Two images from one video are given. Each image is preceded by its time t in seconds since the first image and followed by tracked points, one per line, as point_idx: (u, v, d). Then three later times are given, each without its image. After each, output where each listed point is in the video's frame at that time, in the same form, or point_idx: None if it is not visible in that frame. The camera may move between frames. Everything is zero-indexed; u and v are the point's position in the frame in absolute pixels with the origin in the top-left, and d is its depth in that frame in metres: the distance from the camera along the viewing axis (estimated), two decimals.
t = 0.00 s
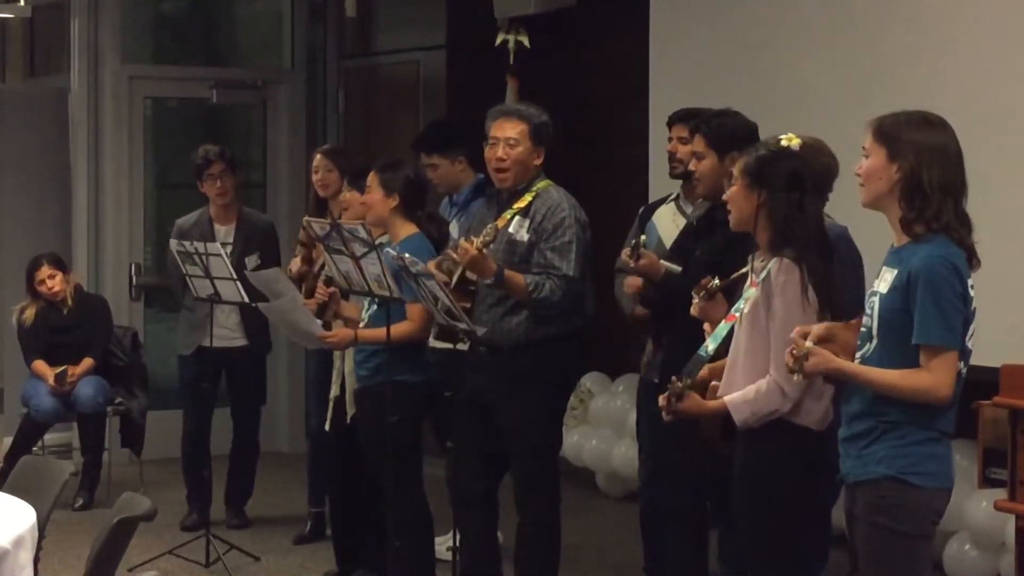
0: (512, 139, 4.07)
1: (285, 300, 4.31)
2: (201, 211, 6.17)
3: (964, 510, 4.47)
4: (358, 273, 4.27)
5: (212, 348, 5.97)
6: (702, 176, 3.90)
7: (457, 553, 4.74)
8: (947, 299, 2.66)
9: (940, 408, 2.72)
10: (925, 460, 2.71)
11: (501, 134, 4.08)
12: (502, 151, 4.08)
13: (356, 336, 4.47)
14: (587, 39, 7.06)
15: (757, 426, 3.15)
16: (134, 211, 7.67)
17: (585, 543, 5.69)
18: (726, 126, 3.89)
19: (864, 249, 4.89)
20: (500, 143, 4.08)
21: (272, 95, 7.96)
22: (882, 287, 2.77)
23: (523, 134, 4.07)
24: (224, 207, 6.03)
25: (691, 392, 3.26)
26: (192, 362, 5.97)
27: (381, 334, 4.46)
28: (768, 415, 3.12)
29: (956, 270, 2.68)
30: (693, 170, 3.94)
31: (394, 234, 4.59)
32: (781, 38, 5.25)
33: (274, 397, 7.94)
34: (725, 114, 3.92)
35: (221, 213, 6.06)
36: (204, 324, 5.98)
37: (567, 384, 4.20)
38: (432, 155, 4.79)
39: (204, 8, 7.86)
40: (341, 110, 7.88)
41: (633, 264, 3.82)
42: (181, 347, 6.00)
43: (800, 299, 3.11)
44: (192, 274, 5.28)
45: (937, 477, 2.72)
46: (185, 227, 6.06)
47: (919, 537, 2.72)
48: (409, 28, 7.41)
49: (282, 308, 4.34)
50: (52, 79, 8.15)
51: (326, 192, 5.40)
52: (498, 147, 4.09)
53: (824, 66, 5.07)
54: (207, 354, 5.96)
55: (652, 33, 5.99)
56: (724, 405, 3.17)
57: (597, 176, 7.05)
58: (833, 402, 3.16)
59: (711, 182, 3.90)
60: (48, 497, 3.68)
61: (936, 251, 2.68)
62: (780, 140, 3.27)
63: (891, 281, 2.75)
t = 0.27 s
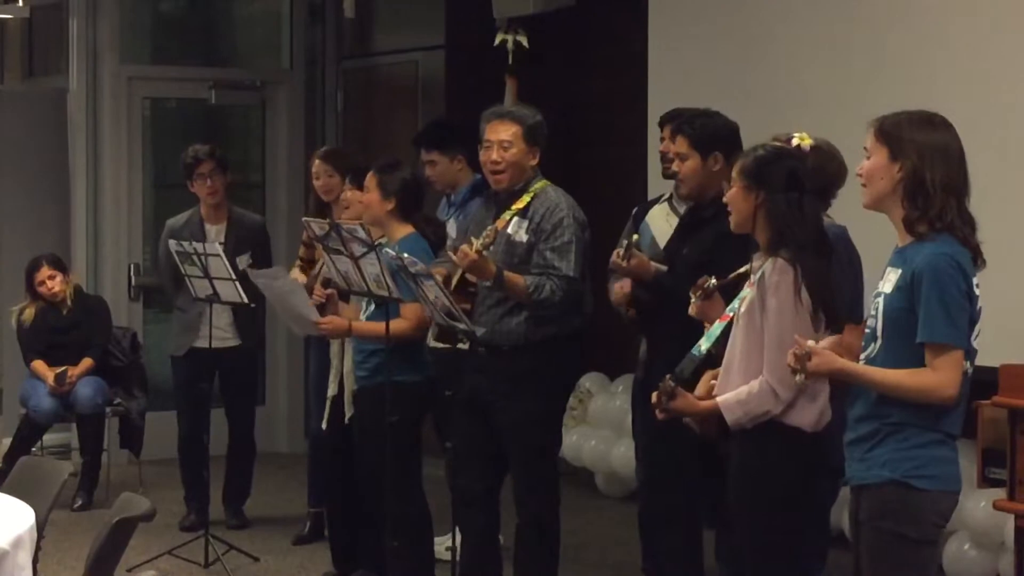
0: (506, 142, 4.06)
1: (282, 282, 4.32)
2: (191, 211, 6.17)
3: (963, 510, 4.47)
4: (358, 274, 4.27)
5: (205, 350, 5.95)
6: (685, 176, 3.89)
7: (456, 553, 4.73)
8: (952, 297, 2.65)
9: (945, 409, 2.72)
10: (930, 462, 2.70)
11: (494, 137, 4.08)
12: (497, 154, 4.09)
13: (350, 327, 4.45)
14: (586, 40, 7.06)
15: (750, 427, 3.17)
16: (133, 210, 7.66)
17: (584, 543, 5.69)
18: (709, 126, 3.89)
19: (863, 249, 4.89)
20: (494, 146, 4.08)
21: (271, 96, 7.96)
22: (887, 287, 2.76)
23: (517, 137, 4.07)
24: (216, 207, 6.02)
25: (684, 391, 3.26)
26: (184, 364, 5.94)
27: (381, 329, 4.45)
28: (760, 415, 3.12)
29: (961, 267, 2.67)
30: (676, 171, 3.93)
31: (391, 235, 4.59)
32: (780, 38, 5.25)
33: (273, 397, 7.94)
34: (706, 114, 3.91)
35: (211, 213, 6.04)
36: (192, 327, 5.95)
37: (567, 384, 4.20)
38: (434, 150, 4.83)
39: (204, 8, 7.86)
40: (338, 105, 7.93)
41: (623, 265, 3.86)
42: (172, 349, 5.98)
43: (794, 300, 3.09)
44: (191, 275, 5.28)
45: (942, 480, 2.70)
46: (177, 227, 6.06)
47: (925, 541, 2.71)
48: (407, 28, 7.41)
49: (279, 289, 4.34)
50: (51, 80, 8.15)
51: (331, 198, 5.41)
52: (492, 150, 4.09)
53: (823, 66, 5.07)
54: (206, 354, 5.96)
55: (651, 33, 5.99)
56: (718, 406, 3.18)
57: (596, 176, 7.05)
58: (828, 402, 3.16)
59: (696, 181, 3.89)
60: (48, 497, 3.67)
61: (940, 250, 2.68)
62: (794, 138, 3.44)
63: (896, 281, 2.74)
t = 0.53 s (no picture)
0: (500, 143, 4.07)
1: (281, 279, 4.38)
2: (183, 212, 6.16)
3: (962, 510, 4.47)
4: (357, 276, 4.27)
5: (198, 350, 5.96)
6: (668, 175, 3.92)
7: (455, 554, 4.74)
8: (931, 296, 2.65)
9: (936, 411, 2.70)
10: (918, 465, 2.69)
11: (488, 138, 4.08)
12: (490, 155, 4.09)
13: (348, 326, 4.45)
14: (584, 41, 7.06)
15: (743, 429, 3.17)
16: (133, 212, 7.66)
17: (583, 543, 5.69)
18: (694, 125, 3.91)
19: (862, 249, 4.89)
20: (488, 147, 4.09)
21: (269, 97, 7.97)
22: (878, 288, 2.77)
23: (510, 137, 4.07)
24: (206, 208, 6.01)
25: (679, 393, 3.28)
26: (174, 365, 5.94)
27: (380, 330, 4.45)
28: (752, 417, 3.13)
29: (943, 266, 2.66)
30: (659, 170, 3.95)
31: (388, 236, 4.60)
32: (778, 39, 5.26)
33: (272, 398, 7.94)
34: (689, 113, 3.94)
35: (202, 213, 6.04)
36: (183, 327, 5.95)
37: (565, 384, 4.20)
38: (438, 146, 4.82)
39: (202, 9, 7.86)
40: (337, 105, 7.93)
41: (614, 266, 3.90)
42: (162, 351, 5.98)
43: (784, 301, 3.09)
44: (190, 276, 5.29)
45: (932, 482, 2.69)
46: (167, 229, 6.06)
47: (916, 544, 2.71)
48: (404, 28, 7.42)
49: (279, 287, 4.38)
50: (49, 81, 8.15)
51: (329, 202, 5.41)
52: (485, 151, 4.09)
53: (821, 67, 5.08)
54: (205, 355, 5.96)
55: (649, 34, 5.99)
56: (711, 409, 3.19)
57: (595, 177, 7.05)
58: (823, 403, 3.15)
59: (678, 181, 3.92)
60: (47, 501, 3.67)
61: (923, 248, 2.68)
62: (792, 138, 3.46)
63: (884, 282, 2.75)
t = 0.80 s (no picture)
0: (497, 144, 4.07)
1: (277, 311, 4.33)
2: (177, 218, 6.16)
3: (961, 510, 4.47)
4: (356, 277, 4.28)
5: (192, 353, 5.95)
6: (657, 176, 3.93)
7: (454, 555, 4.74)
8: (904, 297, 2.65)
9: (912, 409, 2.70)
10: (895, 463, 2.70)
11: (485, 140, 4.09)
12: (487, 157, 4.09)
13: (351, 343, 4.45)
14: (583, 41, 7.06)
15: (748, 430, 3.17)
16: (132, 213, 7.67)
17: (582, 544, 5.69)
18: (683, 124, 3.94)
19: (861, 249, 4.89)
20: (485, 148, 4.09)
21: (268, 98, 7.97)
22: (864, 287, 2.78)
23: (507, 138, 4.07)
24: (202, 212, 6.00)
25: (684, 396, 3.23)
26: (169, 367, 5.93)
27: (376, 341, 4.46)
28: (757, 417, 3.13)
29: (918, 267, 2.66)
30: (647, 170, 3.96)
31: (388, 237, 4.60)
32: (776, 39, 5.26)
33: (271, 400, 7.94)
34: (676, 113, 3.97)
35: (197, 218, 6.02)
36: (178, 330, 5.95)
37: (564, 385, 4.20)
38: (444, 141, 4.88)
39: (200, 10, 7.86)
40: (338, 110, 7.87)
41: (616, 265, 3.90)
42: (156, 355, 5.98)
43: (789, 301, 3.08)
44: (189, 278, 5.28)
45: (910, 480, 2.69)
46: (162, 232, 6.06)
47: (907, 541, 2.71)
48: (402, 29, 7.40)
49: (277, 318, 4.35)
50: (48, 82, 8.15)
51: (322, 196, 5.40)
52: (483, 153, 4.10)
53: (819, 67, 5.08)
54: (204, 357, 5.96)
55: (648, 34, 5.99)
56: (715, 411, 3.19)
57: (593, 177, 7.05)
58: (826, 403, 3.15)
59: (667, 181, 3.93)
60: (46, 502, 3.67)
61: (899, 249, 2.68)
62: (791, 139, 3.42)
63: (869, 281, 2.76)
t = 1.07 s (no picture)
0: (488, 147, 4.07)
1: (280, 292, 4.31)
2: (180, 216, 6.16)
3: (959, 510, 4.47)
4: (355, 278, 4.27)
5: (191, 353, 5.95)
6: (651, 177, 3.95)
7: (453, 555, 4.74)
8: (904, 299, 2.65)
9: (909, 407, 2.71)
10: (892, 459, 2.71)
11: (479, 141, 4.09)
12: (480, 159, 4.10)
13: (347, 333, 4.44)
14: (581, 41, 7.06)
15: (755, 428, 3.16)
16: (131, 213, 7.67)
17: (581, 544, 5.69)
18: (675, 124, 3.95)
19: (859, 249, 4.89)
20: (478, 151, 4.10)
21: (267, 98, 7.98)
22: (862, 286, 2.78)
23: (499, 139, 4.08)
24: (202, 211, 6.00)
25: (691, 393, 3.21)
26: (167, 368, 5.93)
27: (376, 334, 4.45)
28: (765, 415, 3.12)
29: (918, 269, 2.66)
30: (641, 172, 3.98)
31: (388, 239, 4.59)
32: (775, 39, 5.26)
33: (270, 400, 7.95)
34: (669, 114, 3.98)
35: (199, 216, 6.03)
36: (177, 329, 5.95)
37: (563, 385, 4.20)
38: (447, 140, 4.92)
39: (199, 10, 7.86)
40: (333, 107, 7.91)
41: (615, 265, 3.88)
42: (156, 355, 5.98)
43: (801, 301, 3.09)
44: (188, 278, 5.28)
45: (906, 476, 2.70)
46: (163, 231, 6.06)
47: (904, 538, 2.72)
48: (401, 29, 7.40)
49: (278, 300, 4.33)
50: (46, 83, 8.15)
51: (321, 195, 5.40)
52: (476, 155, 4.11)
53: (817, 66, 5.08)
54: (203, 357, 5.96)
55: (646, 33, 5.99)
56: (723, 408, 3.16)
57: (592, 177, 7.05)
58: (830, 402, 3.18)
59: (661, 182, 3.95)
60: (44, 503, 3.67)
61: (900, 250, 2.68)
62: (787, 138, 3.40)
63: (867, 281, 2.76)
